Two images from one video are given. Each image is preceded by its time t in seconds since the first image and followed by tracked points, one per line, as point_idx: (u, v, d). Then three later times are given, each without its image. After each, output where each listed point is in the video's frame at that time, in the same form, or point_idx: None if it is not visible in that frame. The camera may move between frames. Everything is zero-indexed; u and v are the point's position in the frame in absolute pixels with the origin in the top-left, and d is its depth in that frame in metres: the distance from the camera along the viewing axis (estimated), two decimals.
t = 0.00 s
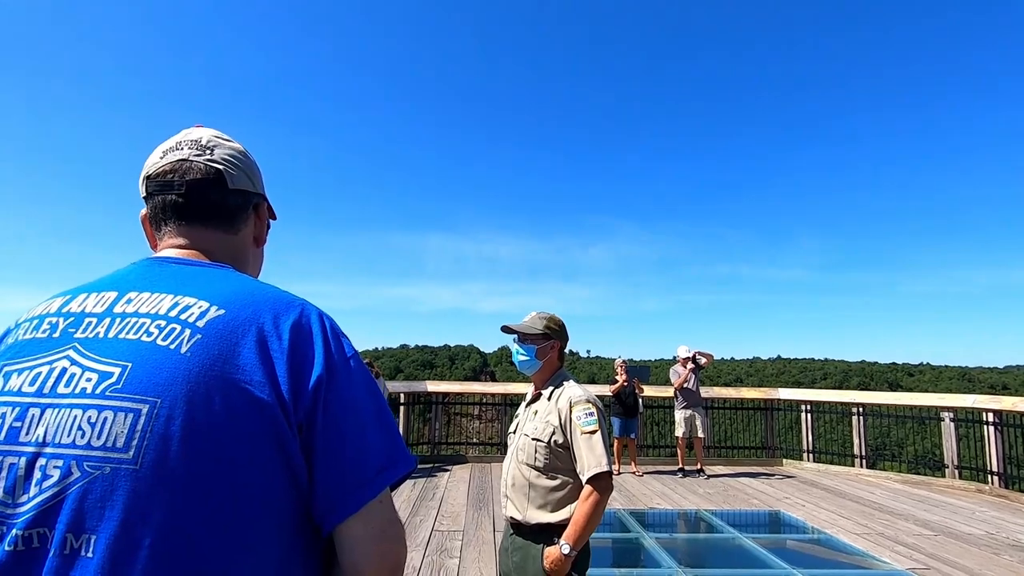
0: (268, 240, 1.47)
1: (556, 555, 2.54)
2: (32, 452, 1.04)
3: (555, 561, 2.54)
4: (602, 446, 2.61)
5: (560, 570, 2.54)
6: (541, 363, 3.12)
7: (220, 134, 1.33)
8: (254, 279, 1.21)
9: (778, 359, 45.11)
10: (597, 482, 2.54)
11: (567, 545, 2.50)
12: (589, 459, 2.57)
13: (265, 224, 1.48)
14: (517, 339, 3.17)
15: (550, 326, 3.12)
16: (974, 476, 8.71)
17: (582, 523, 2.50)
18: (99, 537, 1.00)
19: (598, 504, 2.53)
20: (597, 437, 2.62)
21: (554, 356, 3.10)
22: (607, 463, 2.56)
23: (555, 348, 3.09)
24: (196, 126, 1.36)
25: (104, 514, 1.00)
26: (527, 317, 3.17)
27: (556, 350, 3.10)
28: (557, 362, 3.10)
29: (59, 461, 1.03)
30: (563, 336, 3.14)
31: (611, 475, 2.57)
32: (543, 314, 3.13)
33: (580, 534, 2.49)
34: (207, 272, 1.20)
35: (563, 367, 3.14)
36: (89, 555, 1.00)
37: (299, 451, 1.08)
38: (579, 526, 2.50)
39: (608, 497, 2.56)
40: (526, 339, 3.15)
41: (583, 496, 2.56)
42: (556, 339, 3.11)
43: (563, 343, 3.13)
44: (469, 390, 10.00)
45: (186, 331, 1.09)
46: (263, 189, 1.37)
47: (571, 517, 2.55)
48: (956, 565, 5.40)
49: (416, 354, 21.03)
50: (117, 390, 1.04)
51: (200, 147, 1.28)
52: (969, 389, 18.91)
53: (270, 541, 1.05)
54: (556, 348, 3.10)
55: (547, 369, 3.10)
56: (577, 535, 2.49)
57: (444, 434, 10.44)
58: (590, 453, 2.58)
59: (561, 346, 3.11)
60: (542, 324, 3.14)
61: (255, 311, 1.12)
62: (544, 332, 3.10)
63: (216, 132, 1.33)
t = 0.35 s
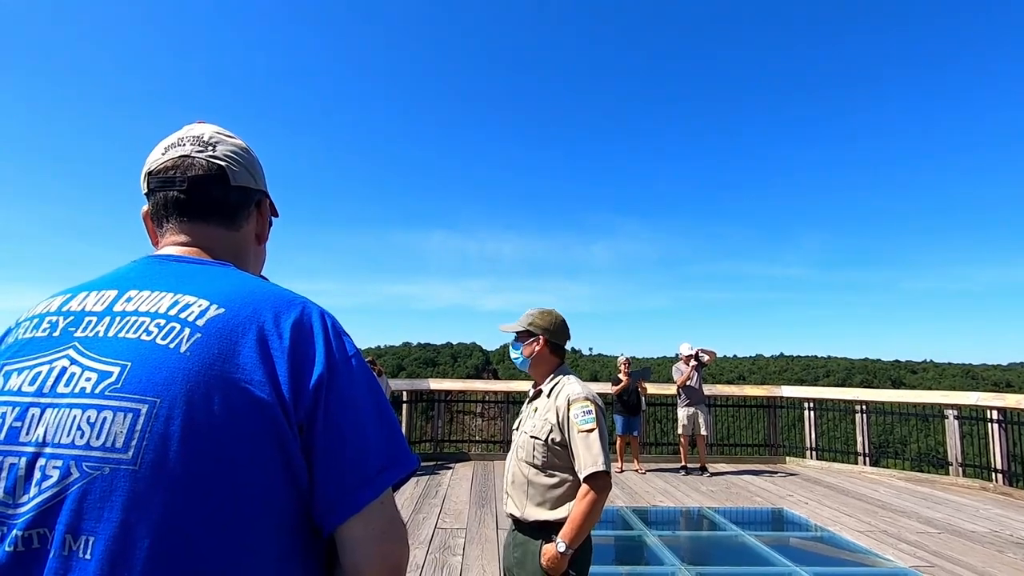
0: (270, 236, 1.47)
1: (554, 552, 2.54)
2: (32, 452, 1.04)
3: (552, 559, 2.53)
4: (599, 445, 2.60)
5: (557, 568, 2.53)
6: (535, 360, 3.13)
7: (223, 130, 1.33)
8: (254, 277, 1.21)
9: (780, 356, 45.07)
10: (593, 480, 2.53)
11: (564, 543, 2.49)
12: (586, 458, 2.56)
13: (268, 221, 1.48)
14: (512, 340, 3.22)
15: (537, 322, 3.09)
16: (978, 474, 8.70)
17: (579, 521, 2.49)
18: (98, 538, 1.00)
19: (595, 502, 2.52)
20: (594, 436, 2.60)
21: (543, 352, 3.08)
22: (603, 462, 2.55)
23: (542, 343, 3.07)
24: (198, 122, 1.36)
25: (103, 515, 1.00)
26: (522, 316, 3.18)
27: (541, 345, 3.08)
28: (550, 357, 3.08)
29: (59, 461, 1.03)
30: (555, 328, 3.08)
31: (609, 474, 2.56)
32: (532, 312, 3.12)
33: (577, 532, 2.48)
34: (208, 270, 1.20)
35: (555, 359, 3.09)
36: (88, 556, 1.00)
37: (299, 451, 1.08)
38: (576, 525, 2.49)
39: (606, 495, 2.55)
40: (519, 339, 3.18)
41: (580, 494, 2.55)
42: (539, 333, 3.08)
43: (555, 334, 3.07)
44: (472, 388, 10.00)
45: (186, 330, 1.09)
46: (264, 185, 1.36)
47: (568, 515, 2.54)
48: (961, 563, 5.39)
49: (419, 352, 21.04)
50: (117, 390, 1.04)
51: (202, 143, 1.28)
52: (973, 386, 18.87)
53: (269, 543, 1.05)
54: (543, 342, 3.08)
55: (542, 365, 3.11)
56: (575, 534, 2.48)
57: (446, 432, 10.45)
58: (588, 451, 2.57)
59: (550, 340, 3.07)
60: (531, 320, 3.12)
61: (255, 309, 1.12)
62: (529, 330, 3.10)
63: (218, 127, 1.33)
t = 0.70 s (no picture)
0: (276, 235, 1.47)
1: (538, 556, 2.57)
2: (40, 452, 1.05)
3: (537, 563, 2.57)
4: (577, 449, 2.57)
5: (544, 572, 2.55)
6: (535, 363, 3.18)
7: (228, 128, 1.33)
8: (258, 276, 1.21)
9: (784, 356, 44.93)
10: (569, 486, 2.51)
11: (544, 548, 2.52)
12: (564, 463, 2.55)
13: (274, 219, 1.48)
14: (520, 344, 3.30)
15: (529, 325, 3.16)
16: (983, 475, 8.66)
17: (555, 527, 2.49)
18: (104, 539, 1.00)
19: (574, 508, 2.50)
20: (573, 440, 2.58)
21: (538, 352, 3.11)
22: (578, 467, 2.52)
23: (536, 344, 3.11)
24: (203, 121, 1.36)
25: (109, 515, 1.00)
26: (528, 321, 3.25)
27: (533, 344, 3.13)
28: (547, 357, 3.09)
29: (65, 461, 1.03)
30: (547, 326, 3.08)
31: (588, 479, 2.52)
32: (529, 314, 3.18)
33: (554, 538, 2.49)
34: (214, 269, 1.20)
35: (548, 358, 3.09)
36: (95, 557, 1.01)
37: (304, 452, 1.07)
38: (553, 531, 2.50)
39: (585, 501, 2.52)
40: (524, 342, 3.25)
41: (560, 500, 2.55)
42: (532, 334, 3.13)
43: (546, 333, 3.07)
44: (474, 388, 9.99)
45: (191, 330, 1.09)
46: (270, 184, 1.36)
47: (549, 521, 2.56)
48: (966, 564, 5.37)
49: (421, 352, 21.04)
50: (122, 390, 1.04)
51: (207, 142, 1.28)
52: (977, 387, 18.89)
53: (275, 544, 1.05)
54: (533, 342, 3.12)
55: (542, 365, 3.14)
56: (553, 540, 2.49)
57: (449, 432, 10.44)
58: (565, 455, 2.56)
59: (541, 339, 3.08)
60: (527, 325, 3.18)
61: (261, 309, 1.12)
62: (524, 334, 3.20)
63: (224, 126, 1.33)
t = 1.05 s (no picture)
0: (285, 233, 1.46)
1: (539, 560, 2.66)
2: (46, 451, 1.05)
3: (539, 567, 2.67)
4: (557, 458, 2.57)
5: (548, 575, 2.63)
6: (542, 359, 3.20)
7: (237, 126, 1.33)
8: (266, 274, 1.20)
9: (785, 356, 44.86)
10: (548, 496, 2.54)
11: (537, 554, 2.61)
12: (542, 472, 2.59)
13: (283, 218, 1.47)
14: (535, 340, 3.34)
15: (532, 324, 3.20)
16: (985, 475, 8.65)
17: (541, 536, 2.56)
18: (111, 538, 1.00)
19: (557, 516, 2.54)
20: (553, 447, 2.59)
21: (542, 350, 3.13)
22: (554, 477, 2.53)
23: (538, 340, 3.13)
24: (213, 119, 1.36)
25: (116, 514, 1.00)
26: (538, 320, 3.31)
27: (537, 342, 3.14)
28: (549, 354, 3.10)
29: (72, 459, 1.03)
30: (548, 323, 3.09)
31: (567, 488, 2.52)
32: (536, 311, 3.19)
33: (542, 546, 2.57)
34: (221, 267, 1.20)
35: (551, 353, 3.09)
36: (102, 556, 1.01)
37: (312, 451, 1.07)
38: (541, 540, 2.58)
39: (567, 510, 2.53)
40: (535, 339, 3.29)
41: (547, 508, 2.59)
42: (536, 331, 3.14)
43: (547, 330, 3.08)
44: (475, 387, 9.99)
45: (198, 327, 1.08)
46: (278, 182, 1.35)
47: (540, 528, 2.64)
48: (968, 564, 5.36)
49: (422, 351, 21.02)
50: (129, 388, 1.04)
51: (215, 139, 1.28)
52: (978, 386, 18.85)
53: (282, 543, 1.05)
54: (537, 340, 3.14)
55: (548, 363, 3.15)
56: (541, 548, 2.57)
57: (450, 431, 10.44)
58: (544, 465, 2.59)
59: (543, 337, 3.09)
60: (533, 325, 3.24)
61: (268, 307, 1.12)
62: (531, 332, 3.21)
63: (233, 124, 1.33)
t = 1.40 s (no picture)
0: (295, 234, 1.45)
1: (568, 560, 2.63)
2: (54, 451, 1.05)
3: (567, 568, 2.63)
4: (599, 456, 2.57)
5: None
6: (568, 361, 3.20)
7: (247, 126, 1.33)
8: (275, 274, 1.20)
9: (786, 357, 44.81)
10: (589, 494, 2.52)
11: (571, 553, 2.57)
12: (585, 470, 2.58)
13: (294, 219, 1.47)
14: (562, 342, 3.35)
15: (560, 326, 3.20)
16: (986, 476, 8.64)
17: (580, 535, 2.53)
18: (118, 540, 1.00)
19: (597, 515, 2.52)
20: (594, 445, 2.59)
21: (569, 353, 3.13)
22: (598, 474, 2.53)
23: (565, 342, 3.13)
24: (224, 119, 1.36)
25: (125, 516, 1.00)
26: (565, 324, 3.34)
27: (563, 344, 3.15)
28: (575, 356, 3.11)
29: (80, 460, 1.03)
30: (576, 326, 3.09)
31: (609, 485, 2.52)
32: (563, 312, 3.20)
33: (579, 545, 2.54)
34: (229, 267, 1.19)
35: (578, 354, 3.09)
36: (109, 558, 1.00)
37: (320, 454, 1.06)
38: (578, 539, 2.55)
39: (608, 508, 2.53)
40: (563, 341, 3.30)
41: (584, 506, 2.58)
42: (563, 334, 3.14)
43: (576, 333, 3.08)
44: (476, 387, 9.99)
45: (207, 327, 1.08)
46: (288, 182, 1.35)
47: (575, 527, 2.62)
48: (968, 566, 5.36)
49: (423, 351, 21.02)
50: (137, 388, 1.04)
51: (225, 139, 1.28)
52: (978, 387, 18.81)
53: (291, 546, 1.04)
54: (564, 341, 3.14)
55: (574, 365, 3.15)
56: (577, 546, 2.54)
57: (450, 431, 10.43)
58: (586, 463, 2.58)
59: (571, 339, 3.09)
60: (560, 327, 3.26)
61: (278, 307, 1.11)
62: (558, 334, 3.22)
63: (243, 123, 1.32)
